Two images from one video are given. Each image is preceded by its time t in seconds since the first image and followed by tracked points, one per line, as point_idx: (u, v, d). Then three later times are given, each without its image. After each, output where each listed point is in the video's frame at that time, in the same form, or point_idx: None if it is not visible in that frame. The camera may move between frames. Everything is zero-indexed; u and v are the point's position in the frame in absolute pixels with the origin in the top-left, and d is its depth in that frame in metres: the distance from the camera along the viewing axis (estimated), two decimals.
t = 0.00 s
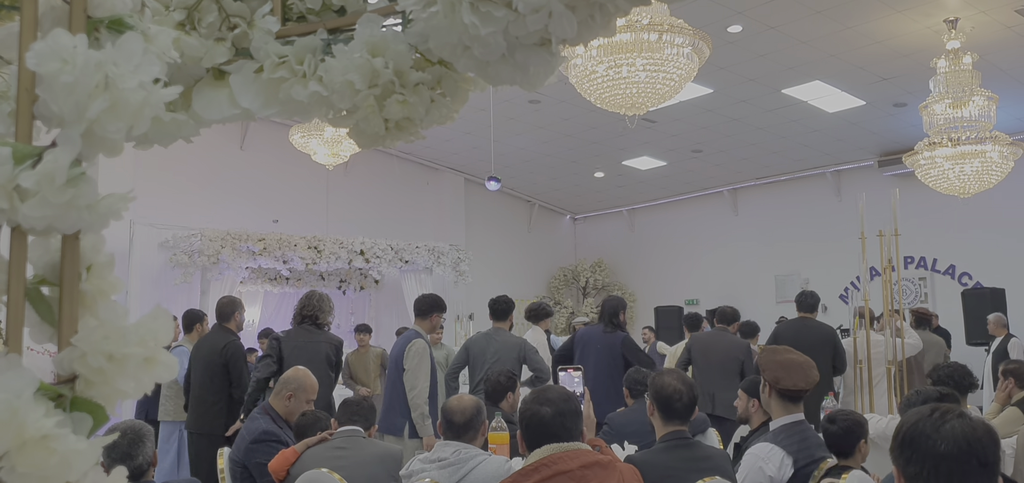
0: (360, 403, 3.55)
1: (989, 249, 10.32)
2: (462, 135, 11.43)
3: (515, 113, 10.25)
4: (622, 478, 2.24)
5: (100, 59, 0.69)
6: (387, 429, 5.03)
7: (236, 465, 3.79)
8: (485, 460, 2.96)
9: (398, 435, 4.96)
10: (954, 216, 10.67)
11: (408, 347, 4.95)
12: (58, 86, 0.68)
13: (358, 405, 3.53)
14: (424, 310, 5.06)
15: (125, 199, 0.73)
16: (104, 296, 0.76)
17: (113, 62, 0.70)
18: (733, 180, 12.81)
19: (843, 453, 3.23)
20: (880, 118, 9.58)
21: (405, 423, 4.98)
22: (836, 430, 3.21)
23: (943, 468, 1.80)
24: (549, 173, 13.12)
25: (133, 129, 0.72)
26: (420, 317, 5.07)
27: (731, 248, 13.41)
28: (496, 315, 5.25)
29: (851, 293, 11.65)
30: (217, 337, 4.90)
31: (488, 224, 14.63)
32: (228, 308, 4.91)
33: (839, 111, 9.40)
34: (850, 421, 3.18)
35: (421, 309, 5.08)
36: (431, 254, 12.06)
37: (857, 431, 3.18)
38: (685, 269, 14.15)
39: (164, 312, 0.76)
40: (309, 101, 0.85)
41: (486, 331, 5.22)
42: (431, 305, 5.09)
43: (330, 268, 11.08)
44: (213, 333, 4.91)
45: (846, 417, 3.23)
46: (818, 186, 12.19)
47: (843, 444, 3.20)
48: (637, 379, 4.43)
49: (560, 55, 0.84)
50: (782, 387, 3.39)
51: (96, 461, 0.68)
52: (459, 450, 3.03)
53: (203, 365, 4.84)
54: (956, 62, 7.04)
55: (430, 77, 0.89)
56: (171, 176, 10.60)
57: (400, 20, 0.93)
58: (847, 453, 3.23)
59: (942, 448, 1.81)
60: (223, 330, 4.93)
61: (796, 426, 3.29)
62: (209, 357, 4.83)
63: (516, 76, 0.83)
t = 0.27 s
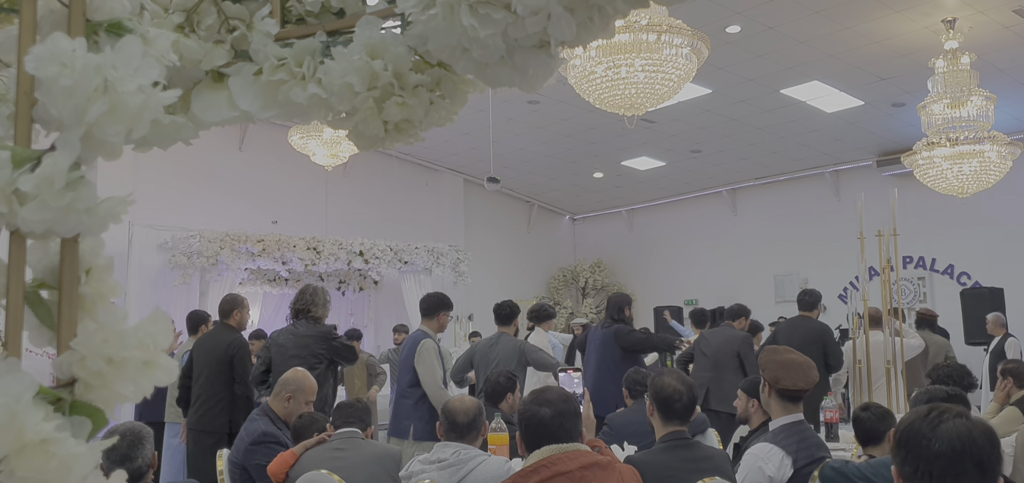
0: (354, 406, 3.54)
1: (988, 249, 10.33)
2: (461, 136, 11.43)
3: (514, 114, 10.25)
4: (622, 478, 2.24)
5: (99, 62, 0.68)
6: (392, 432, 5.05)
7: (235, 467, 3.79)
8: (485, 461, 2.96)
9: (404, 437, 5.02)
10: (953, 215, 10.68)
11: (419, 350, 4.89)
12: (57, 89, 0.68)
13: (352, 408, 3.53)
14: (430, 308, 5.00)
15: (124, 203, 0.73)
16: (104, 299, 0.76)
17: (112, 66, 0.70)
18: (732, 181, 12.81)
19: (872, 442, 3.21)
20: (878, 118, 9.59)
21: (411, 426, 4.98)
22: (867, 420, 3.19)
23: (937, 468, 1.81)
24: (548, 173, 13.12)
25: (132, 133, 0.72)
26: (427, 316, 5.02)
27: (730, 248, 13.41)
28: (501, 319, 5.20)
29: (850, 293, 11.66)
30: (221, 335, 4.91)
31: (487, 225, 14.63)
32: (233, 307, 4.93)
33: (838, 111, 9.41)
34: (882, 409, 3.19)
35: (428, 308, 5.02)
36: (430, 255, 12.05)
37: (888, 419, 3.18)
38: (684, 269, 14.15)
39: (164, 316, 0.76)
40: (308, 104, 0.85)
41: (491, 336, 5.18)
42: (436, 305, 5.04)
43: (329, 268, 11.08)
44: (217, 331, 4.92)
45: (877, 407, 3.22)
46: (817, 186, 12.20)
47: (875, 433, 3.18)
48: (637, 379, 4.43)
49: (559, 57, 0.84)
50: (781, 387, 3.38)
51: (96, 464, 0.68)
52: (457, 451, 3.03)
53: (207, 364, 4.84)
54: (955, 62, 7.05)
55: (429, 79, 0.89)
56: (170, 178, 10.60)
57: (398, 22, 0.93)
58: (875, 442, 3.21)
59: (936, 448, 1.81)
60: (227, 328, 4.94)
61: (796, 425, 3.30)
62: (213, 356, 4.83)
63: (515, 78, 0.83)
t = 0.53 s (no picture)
0: (354, 408, 3.55)
1: (987, 248, 10.33)
2: (460, 136, 11.43)
3: (512, 114, 10.25)
4: (620, 479, 2.24)
5: (96, 64, 0.69)
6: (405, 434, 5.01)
7: (234, 468, 3.78)
8: (484, 461, 2.96)
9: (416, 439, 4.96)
10: (951, 215, 10.69)
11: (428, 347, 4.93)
12: (54, 92, 0.68)
13: (351, 409, 3.53)
14: (438, 309, 5.03)
15: (122, 205, 0.73)
16: (101, 301, 0.76)
17: (109, 68, 0.70)
18: (730, 181, 12.82)
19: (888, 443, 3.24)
20: (877, 118, 9.60)
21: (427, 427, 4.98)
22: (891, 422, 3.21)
23: (933, 468, 1.81)
24: (546, 174, 13.12)
25: (128, 134, 0.72)
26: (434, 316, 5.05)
27: (728, 248, 13.43)
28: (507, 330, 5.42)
29: (849, 293, 11.66)
30: (223, 340, 4.93)
31: (486, 225, 14.63)
32: (235, 313, 4.96)
33: (836, 111, 9.41)
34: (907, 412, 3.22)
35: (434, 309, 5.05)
36: (429, 255, 12.05)
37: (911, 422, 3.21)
38: (684, 269, 14.15)
39: (161, 319, 0.76)
40: (306, 105, 0.85)
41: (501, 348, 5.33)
42: (444, 304, 5.06)
43: (328, 269, 11.08)
44: (219, 337, 4.94)
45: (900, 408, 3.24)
46: (816, 186, 12.21)
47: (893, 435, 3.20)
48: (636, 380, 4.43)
49: (556, 58, 0.84)
50: (780, 387, 3.39)
51: (93, 468, 0.68)
52: (457, 451, 3.03)
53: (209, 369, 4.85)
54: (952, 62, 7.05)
55: (426, 81, 0.89)
56: (168, 180, 10.60)
57: (395, 23, 0.93)
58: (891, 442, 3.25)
59: (932, 448, 1.82)
60: (229, 334, 4.95)
61: (794, 426, 3.30)
62: (213, 361, 4.84)
63: (512, 79, 0.83)
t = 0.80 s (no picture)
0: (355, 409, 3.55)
1: (986, 247, 10.34)
2: (459, 137, 11.43)
3: (512, 115, 10.25)
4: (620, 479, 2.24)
5: (94, 64, 0.69)
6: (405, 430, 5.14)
7: (234, 469, 3.78)
8: (484, 462, 2.96)
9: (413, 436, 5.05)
10: (950, 214, 10.70)
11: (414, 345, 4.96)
12: (52, 92, 0.68)
13: (352, 411, 3.53)
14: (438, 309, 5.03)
15: (120, 205, 0.73)
16: (100, 302, 0.76)
17: (107, 68, 0.70)
18: (730, 180, 12.83)
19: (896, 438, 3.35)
20: (876, 117, 9.60)
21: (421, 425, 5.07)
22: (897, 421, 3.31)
23: (932, 468, 1.82)
24: (545, 174, 13.13)
25: (127, 135, 0.72)
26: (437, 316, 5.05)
27: (727, 247, 13.43)
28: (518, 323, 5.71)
29: (848, 292, 11.66)
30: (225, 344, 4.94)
31: (485, 226, 14.63)
32: (236, 316, 4.95)
33: (835, 110, 9.42)
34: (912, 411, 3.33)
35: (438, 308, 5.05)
36: (428, 256, 12.04)
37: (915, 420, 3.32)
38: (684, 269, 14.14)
39: (161, 319, 0.76)
40: (305, 106, 0.85)
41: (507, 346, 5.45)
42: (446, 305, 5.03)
43: (327, 270, 11.08)
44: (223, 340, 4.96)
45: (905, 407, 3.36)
46: (815, 185, 12.21)
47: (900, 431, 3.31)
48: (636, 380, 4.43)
49: (555, 58, 0.83)
50: (780, 386, 3.39)
51: (93, 468, 0.68)
52: (456, 452, 3.03)
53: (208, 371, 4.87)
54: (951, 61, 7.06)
55: (425, 81, 0.89)
56: (168, 181, 10.60)
57: (394, 23, 0.93)
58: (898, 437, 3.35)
59: (932, 449, 1.82)
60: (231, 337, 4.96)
61: (794, 426, 3.30)
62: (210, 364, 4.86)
63: (511, 79, 0.83)
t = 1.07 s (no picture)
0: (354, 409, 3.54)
1: (985, 250, 10.35)
2: (458, 137, 11.43)
3: (511, 115, 10.25)
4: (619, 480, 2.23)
5: (97, 63, 0.68)
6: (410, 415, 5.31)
7: (232, 468, 3.77)
8: (482, 462, 2.96)
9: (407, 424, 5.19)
10: (948, 216, 10.71)
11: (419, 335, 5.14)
12: (54, 91, 0.68)
13: (351, 411, 3.53)
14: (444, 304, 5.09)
15: (122, 203, 0.73)
16: (102, 300, 0.76)
17: (110, 67, 0.70)
18: (728, 182, 12.84)
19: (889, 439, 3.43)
20: (874, 120, 9.61)
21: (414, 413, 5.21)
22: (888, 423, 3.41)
23: (932, 470, 1.81)
24: (545, 175, 13.13)
25: (130, 134, 0.72)
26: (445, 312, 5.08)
27: (726, 249, 13.44)
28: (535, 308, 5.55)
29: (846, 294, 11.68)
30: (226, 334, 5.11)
31: (484, 226, 14.63)
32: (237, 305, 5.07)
33: (834, 112, 9.43)
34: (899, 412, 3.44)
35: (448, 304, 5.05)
36: (427, 256, 12.04)
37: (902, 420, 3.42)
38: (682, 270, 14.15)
39: (162, 317, 0.76)
40: (306, 105, 0.85)
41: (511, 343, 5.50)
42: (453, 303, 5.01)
43: (326, 269, 11.07)
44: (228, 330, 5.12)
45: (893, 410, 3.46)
46: (813, 187, 12.23)
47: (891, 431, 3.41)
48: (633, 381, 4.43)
49: (557, 58, 0.83)
50: (778, 387, 3.40)
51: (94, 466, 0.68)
52: (455, 452, 3.03)
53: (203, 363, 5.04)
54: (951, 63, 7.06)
55: (427, 80, 0.89)
56: (166, 180, 10.59)
57: (396, 22, 0.93)
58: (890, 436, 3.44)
59: (932, 452, 1.81)
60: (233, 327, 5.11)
61: (792, 427, 3.30)
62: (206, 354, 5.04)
63: (513, 79, 0.83)
